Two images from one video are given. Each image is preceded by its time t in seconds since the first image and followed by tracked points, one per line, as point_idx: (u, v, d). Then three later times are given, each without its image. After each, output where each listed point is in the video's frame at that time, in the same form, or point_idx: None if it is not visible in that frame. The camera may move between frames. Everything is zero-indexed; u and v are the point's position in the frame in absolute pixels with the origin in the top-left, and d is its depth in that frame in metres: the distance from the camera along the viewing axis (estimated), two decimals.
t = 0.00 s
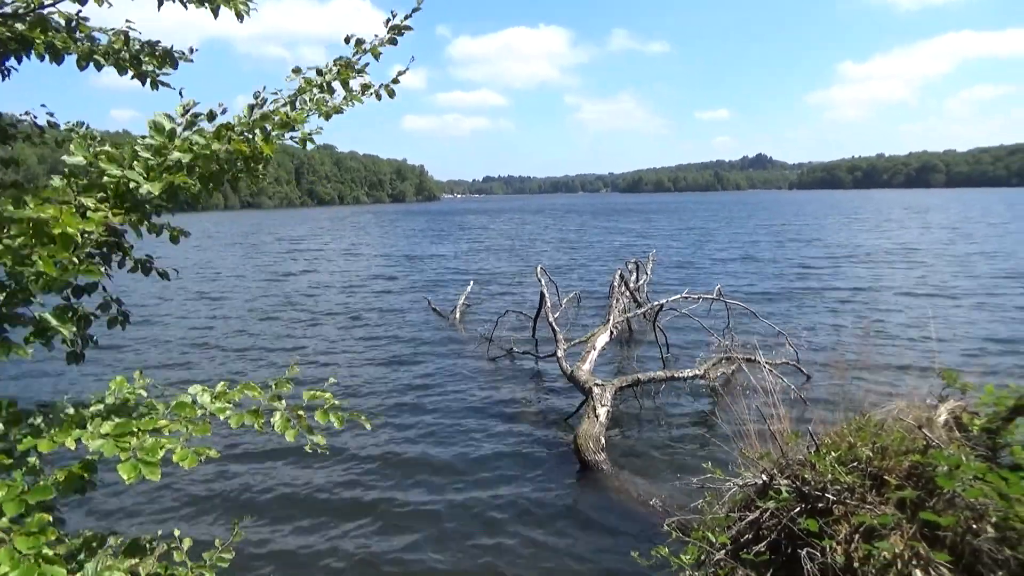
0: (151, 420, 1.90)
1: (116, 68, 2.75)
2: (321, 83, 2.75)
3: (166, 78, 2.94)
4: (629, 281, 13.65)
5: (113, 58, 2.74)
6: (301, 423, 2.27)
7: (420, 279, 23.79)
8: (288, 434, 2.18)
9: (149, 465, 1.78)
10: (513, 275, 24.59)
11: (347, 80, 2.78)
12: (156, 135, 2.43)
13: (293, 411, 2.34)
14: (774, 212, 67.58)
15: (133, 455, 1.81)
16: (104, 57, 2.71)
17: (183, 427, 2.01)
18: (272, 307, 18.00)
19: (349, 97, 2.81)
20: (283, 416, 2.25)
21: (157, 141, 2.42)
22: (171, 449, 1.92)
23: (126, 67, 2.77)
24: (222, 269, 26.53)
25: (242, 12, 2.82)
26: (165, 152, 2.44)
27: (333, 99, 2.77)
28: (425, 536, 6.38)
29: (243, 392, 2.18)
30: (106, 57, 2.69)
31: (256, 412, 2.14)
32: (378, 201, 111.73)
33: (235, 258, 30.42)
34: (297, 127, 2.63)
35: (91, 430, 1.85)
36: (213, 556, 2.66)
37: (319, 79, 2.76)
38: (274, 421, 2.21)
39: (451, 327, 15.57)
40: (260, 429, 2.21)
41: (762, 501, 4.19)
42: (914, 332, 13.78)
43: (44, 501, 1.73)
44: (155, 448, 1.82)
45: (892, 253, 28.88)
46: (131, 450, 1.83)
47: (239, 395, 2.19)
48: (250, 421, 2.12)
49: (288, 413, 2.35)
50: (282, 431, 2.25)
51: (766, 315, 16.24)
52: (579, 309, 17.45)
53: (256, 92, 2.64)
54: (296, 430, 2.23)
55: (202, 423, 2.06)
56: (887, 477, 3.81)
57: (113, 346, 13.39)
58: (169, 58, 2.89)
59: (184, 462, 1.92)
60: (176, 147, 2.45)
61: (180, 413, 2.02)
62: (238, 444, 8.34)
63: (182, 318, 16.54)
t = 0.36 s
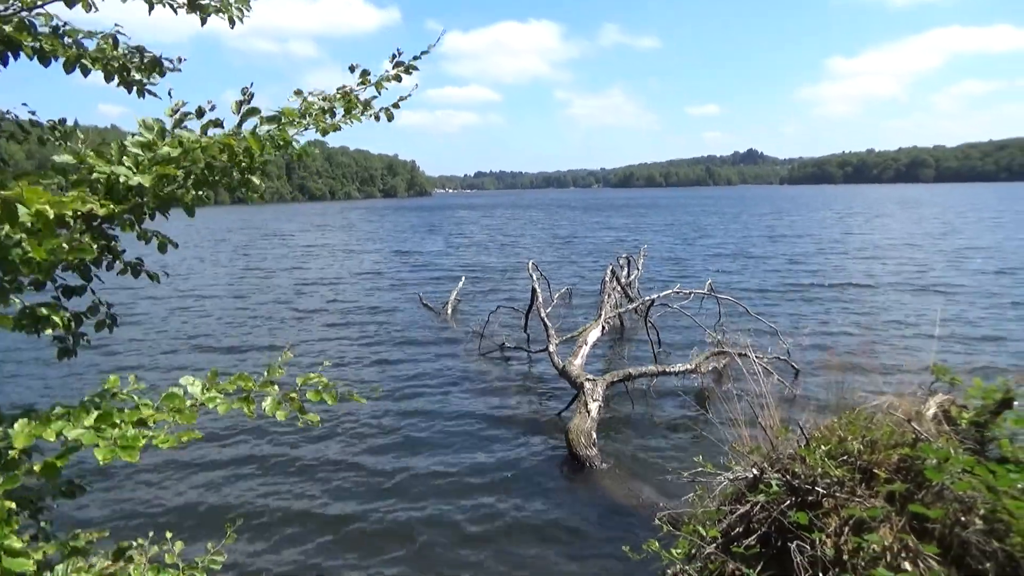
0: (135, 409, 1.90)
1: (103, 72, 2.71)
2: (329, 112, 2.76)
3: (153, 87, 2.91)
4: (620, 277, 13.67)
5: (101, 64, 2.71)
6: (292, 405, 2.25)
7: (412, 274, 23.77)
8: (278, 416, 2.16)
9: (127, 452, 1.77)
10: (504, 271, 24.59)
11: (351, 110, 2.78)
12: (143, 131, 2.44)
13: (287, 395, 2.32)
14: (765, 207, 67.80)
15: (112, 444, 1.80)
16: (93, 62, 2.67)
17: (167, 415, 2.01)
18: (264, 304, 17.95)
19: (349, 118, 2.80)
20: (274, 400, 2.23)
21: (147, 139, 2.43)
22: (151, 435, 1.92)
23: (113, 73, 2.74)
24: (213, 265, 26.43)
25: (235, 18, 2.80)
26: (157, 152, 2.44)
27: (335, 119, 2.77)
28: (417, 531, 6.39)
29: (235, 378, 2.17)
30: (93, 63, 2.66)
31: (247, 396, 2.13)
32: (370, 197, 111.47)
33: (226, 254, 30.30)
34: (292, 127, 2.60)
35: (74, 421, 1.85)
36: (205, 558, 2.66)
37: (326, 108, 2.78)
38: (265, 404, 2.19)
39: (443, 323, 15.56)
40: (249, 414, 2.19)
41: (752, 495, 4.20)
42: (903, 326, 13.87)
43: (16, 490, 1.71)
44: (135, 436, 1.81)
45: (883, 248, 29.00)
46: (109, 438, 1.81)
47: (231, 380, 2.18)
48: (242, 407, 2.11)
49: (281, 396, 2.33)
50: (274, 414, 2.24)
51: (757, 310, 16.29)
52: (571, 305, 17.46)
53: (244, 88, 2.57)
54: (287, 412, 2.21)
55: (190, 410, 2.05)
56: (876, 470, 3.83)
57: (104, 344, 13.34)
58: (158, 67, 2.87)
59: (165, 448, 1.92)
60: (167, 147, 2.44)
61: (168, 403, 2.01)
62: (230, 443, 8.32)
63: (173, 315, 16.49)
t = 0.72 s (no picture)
0: (117, 440, 1.84)
1: (89, 74, 2.66)
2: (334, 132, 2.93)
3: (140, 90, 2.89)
4: (610, 274, 13.70)
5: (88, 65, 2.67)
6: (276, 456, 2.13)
7: (402, 272, 23.70)
8: (260, 468, 2.05)
9: (102, 489, 1.70)
10: (494, 268, 24.57)
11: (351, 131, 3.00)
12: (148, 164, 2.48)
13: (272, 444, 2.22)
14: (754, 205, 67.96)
15: (90, 478, 1.74)
16: (80, 63, 2.62)
17: (149, 451, 1.95)
18: (254, 302, 17.86)
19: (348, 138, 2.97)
20: (259, 447, 2.12)
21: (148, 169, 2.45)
22: (129, 474, 1.86)
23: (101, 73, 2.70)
24: (201, 263, 26.25)
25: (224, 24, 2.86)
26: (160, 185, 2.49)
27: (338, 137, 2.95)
28: (408, 529, 6.37)
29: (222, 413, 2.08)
30: (83, 63, 2.62)
31: (232, 438, 2.03)
32: (360, 194, 111.25)
33: (214, 252, 30.11)
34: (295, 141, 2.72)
35: (55, 446, 1.79)
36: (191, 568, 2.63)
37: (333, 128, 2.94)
38: (249, 450, 2.09)
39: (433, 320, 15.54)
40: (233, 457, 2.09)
41: (741, 492, 4.22)
42: (891, 323, 13.98)
43: None
44: (112, 472, 1.75)
45: (871, 246, 29.15)
46: (87, 472, 1.76)
47: (218, 417, 2.10)
48: (225, 448, 2.01)
49: (266, 444, 2.22)
50: (256, 463, 2.12)
51: (745, 307, 16.37)
52: (561, 302, 17.47)
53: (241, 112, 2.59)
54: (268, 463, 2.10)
55: (172, 448, 1.97)
56: (864, 466, 3.85)
57: (91, 343, 13.24)
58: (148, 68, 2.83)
59: (138, 489, 1.86)
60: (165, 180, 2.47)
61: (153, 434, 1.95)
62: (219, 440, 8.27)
63: (162, 313, 16.39)
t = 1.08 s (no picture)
0: (100, 466, 1.83)
1: (72, 77, 2.64)
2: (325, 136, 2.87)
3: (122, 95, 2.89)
4: (599, 273, 13.70)
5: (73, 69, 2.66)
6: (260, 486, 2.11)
7: (391, 272, 23.62)
8: (243, 499, 2.04)
9: (86, 523, 1.71)
10: (483, 268, 24.53)
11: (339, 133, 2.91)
12: (149, 213, 2.34)
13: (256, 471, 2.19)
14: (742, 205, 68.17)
15: (73, 508, 1.74)
16: (63, 67, 2.61)
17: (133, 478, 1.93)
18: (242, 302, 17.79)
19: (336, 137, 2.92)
20: (243, 477, 2.09)
21: (149, 218, 2.32)
22: (113, 506, 1.85)
23: (84, 78, 2.69)
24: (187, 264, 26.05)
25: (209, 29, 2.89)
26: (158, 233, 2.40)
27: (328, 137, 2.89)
28: (395, 529, 6.37)
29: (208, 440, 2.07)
30: (66, 66, 2.61)
31: (216, 466, 2.01)
32: (349, 194, 110.93)
33: (200, 253, 29.88)
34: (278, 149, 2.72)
35: (37, 469, 1.76)
36: None
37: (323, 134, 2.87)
38: (232, 480, 2.06)
39: (422, 321, 15.50)
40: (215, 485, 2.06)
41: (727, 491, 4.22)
42: (877, 322, 14.07)
43: None
44: (97, 504, 1.75)
45: (859, 245, 29.27)
46: (72, 499, 1.76)
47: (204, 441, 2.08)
48: (207, 477, 1.99)
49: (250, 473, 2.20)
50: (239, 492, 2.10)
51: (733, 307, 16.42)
52: (550, 302, 17.46)
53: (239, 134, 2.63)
54: (253, 494, 2.08)
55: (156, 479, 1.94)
56: (849, 464, 3.88)
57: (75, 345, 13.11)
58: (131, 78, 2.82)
59: (122, 523, 1.85)
60: (165, 231, 2.34)
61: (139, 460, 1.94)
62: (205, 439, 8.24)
63: (148, 313, 16.31)
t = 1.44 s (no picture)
0: (84, 473, 1.82)
1: (52, 78, 2.60)
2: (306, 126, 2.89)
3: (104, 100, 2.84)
4: (585, 275, 13.74)
5: (54, 71, 2.61)
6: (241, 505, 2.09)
7: (377, 274, 23.57)
8: (226, 516, 2.01)
9: (76, 529, 1.70)
10: (470, 270, 24.54)
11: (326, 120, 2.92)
12: (130, 222, 2.29)
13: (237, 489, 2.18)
14: (727, 207, 68.60)
15: (60, 514, 1.72)
16: (43, 67, 2.56)
17: (117, 487, 1.91)
18: (226, 304, 17.70)
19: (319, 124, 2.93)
20: (225, 494, 2.08)
21: (130, 227, 2.27)
22: (98, 517, 1.82)
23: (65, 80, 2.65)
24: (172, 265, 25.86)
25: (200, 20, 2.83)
26: (141, 240, 2.36)
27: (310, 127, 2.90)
28: (381, 531, 6.38)
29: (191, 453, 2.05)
30: (47, 66, 2.56)
31: (199, 479, 1.99)
32: (336, 195, 110.71)
33: (185, 254, 29.67)
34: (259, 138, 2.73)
35: (19, 474, 1.76)
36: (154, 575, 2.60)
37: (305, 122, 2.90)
38: (214, 498, 2.04)
39: (408, 323, 15.48)
40: (198, 501, 2.04)
41: (713, 492, 4.23)
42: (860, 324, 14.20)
43: None
44: (85, 511, 1.72)
45: (843, 248, 29.52)
46: (60, 506, 1.73)
47: (186, 453, 2.06)
48: (191, 489, 1.97)
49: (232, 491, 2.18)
50: (220, 509, 2.08)
51: (718, 308, 16.51)
52: (536, 304, 17.50)
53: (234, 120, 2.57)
54: (234, 513, 2.06)
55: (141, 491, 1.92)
56: (833, 465, 3.90)
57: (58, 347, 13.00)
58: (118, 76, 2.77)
59: (109, 536, 1.82)
60: (146, 237, 2.31)
61: (122, 467, 1.92)
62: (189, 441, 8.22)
63: (133, 315, 16.24)
